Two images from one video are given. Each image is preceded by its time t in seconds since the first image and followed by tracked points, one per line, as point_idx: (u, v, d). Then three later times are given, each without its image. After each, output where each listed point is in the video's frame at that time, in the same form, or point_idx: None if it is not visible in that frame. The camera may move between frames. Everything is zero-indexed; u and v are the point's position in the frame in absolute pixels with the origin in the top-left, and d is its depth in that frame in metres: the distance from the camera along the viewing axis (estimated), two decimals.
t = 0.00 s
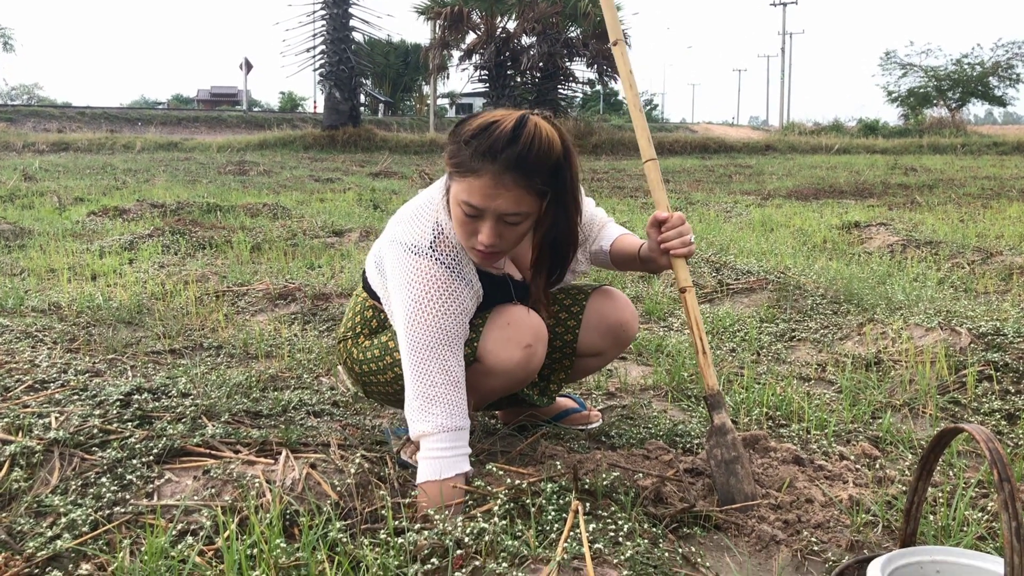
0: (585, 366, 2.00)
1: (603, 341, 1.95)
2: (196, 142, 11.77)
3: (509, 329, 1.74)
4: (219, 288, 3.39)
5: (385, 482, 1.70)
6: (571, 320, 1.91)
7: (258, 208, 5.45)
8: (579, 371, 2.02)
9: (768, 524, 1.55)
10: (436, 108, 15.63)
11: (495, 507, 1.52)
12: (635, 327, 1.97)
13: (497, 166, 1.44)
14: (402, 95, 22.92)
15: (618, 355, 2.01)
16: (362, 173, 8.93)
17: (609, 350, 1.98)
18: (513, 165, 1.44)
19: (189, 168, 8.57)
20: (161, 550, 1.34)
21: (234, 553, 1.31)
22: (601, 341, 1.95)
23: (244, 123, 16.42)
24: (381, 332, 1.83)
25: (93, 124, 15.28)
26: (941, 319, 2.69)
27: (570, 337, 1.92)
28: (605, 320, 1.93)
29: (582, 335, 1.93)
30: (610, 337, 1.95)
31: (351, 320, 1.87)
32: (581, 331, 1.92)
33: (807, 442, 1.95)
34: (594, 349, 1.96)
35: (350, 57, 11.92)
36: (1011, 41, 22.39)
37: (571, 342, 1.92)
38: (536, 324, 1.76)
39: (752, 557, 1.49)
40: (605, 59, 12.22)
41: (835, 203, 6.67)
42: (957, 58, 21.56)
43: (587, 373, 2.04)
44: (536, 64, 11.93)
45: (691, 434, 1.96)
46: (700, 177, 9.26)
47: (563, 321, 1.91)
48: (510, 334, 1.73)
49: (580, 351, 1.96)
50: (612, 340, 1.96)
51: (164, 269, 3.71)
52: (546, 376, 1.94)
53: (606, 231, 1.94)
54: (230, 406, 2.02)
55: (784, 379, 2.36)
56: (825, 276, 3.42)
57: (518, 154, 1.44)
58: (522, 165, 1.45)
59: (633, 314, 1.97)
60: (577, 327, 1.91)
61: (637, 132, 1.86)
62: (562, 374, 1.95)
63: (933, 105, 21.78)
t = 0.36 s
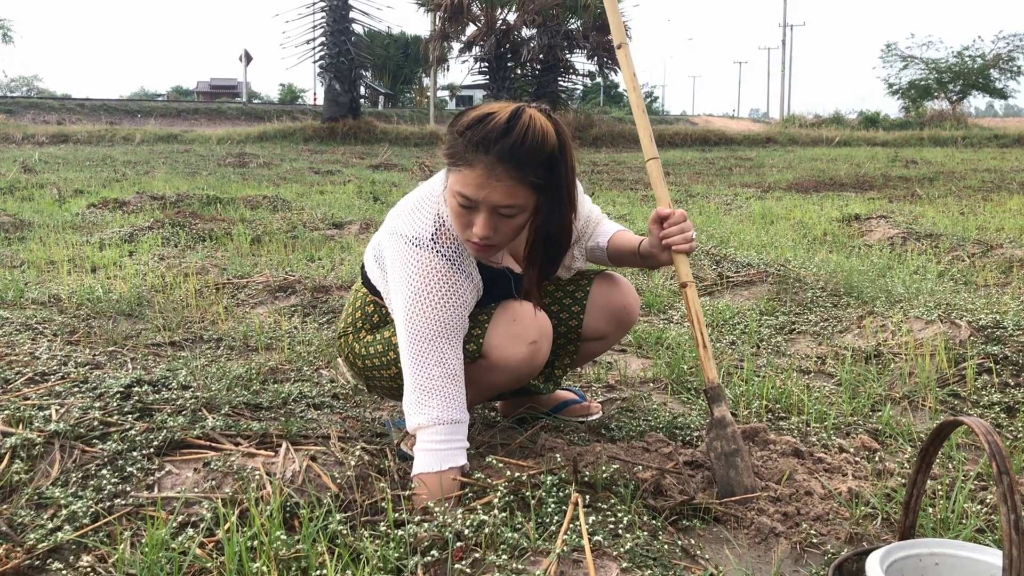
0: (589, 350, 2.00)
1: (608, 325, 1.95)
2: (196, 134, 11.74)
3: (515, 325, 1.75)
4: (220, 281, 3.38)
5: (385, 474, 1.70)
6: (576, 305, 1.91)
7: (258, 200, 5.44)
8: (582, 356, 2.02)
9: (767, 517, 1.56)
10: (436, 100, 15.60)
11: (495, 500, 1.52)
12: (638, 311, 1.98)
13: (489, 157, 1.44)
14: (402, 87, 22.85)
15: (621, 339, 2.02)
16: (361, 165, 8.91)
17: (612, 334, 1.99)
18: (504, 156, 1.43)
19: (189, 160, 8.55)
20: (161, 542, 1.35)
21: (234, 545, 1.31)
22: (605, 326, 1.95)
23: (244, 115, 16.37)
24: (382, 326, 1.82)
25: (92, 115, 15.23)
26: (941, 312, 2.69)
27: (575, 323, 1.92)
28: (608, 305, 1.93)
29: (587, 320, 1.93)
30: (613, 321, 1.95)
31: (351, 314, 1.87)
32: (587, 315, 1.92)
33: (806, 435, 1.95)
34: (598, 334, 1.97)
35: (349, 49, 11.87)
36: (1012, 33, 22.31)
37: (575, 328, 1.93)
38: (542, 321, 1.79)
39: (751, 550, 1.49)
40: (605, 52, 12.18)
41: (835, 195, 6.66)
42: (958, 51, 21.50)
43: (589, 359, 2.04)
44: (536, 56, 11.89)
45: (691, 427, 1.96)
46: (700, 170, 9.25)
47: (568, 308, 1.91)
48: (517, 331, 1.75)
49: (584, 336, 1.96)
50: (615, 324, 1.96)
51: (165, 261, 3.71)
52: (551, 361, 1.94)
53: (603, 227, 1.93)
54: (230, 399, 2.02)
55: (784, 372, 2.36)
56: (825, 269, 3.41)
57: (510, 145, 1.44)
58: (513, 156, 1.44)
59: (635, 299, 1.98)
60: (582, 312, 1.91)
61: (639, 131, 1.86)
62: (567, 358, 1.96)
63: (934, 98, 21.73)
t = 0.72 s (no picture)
0: (586, 352, 2.00)
1: (604, 327, 1.95)
2: (194, 132, 11.72)
3: (512, 325, 1.74)
4: (218, 278, 3.38)
5: (383, 472, 1.70)
6: (573, 308, 1.90)
7: (257, 198, 5.43)
8: (579, 358, 2.02)
9: (765, 515, 1.56)
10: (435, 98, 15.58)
11: (493, 498, 1.52)
12: (634, 314, 1.97)
13: (507, 188, 1.41)
14: (400, 85, 22.83)
15: (619, 340, 2.01)
16: (360, 163, 8.90)
17: (609, 337, 1.98)
18: (522, 187, 1.42)
19: (187, 158, 8.53)
20: (160, 540, 1.35)
21: (232, 542, 1.32)
22: (602, 329, 1.95)
23: (242, 113, 16.34)
24: (378, 325, 1.82)
25: (90, 113, 15.19)
26: (939, 311, 2.69)
27: (572, 325, 1.91)
28: (605, 308, 1.93)
29: (584, 323, 1.92)
30: (610, 325, 1.95)
31: (346, 312, 1.86)
32: (583, 318, 1.92)
33: (804, 433, 1.96)
34: (595, 336, 1.96)
35: (348, 47, 11.84)
36: (1011, 32, 22.32)
37: (572, 330, 1.92)
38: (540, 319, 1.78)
39: (749, 548, 1.49)
40: (604, 50, 12.16)
41: (834, 194, 6.65)
42: (956, 50, 21.51)
43: (587, 360, 2.04)
44: (535, 54, 11.89)
45: (689, 425, 1.96)
46: (699, 168, 9.25)
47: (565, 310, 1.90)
48: (514, 330, 1.74)
49: (581, 339, 1.96)
50: (612, 326, 1.96)
51: (163, 259, 3.70)
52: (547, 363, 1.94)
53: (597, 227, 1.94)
54: (228, 397, 2.01)
55: (783, 370, 2.36)
56: (823, 268, 3.42)
57: (529, 177, 1.42)
58: (531, 188, 1.43)
59: (631, 302, 1.97)
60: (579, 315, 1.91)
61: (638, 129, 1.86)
62: (564, 361, 1.96)
63: (932, 96, 21.73)
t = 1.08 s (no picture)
0: (585, 353, 2.00)
1: (604, 329, 1.95)
2: (193, 130, 11.70)
3: (508, 324, 1.75)
4: (216, 277, 3.38)
5: (382, 471, 1.70)
6: (574, 309, 1.90)
7: (255, 197, 5.43)
8: (578, 359, 2.02)
9: (764, 513, 1.56)
10: (434, 96, 15.57)
11: (491, 496, 1.52)
12: (635, 315, 1.97)
13: (507, 206, 1.40)
14: (399, 83, 22.82)
15: (619, 342, 2.01)
16: (359, 162, 8.89)
17: (609, 338, 1.98)
18: (523, 206, 1.41)
19: (186, 156, 8.52)
20: (158, 538, 1.35)
21: (231, 540, 1.31)
22: (602, 330, 1.95)
23: (240, 111, 16.31)
24: (376, 322, 1.82)
25: (89, 111, 15.17)
26: (937, 309, 2.70)
27: (572, 327, 1.91)
28: (606, 309, 1.92)
29: (584, 324, 1.93)
30: (610, 325, 1.95)
31: (345, 310, 1.86)
32: (583, 319, 1.92)
33: (803, 432, 1.96)
34: (595, 338, 1.96)
35: (347, 45, 11.82)
36: (1009, 31, 22.34)
37: (572, 331, 1.92)
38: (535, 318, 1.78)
39: (748, 546, 1.49)
40: (603, 48, 12.16)
41: (832, 194, 6.65)
42: (955, 49, 21.53)
43: (587, 361, 2.04)
44: (534, 52, 11.89)
45: (687, 424, 1.96)
46: (697, 167, 9.25)
47: (565, 312, 1.91)
48: (509, 329, 1.74)
49: (581, 340, 1.96)
50: (612, 328, 1.95)
51: (161, 257, 3.69)
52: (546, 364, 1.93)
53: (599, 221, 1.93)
54: (226, 395, 2.01)
55: (781, 368, 2.36)
56: (822, 267, 3.41)
57: (529, 196, 1.41)
58: (531, 206, 1.42)
59: (632, 303, 1.96)
60: (578, 316, 1.91)
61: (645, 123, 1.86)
62: (562, 362, 1.96)
63: (930, 95, 21.74)
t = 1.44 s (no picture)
0: (589, 357, 2.00)
1: (608, 332, 1.95)
2: (193, 128, 11.70)
3: (506, 322, 1.75)
4: (216, 275, 3.38)
5: (381, 469, 1.70)
6: (579, 311, 1.90)
7: (256, 195, 5.43)
8: (582, 362, 2.01)
9: (764, 511, 1.56)
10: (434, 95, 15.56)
11: (491, 494, 1.52)
12: (639, 319, 1.96)
13: (506, 217, 1.39)
14: (399, 81, 22.81)
15: (623, 347, 2.01)
16: (359, 160, 8.88)
17: (612, 342, 1.98)
18: (522, 215, 1.39)
19: (186, 155, 8.52)
20: (158, 536, 1.35)
21: (230, 538, 1.31)
22: (606, 333, 1.95)
23: (240, 109, 16.30)
24: (377, 317, 1.82)
25: (89, 110, 15.16)
26: (937, 308, 2.69)
27: (576, 329, 1.91)
28: (609, 310, 1.92)
29: (588, 326, 1.92)
30: (614, 328, 1.94)
31: (346, 304, 1.86)
32: (588, 321, 1.92)
33: (803, 430, 1.96)
34: (599, 341, 1.96)
35: (347, 44, 11.81)
36: (1010, 30, 22.32)
37: (576, 333, 1.92)
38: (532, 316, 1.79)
39: (748, 545, 1.49)
40: (603, 47, 12.16)
41: (832, 192, 6.65)
42: (955, 47, 21.51)
43: (590, 364, 2.03)
44: (534, 51, 11.87)
45: (687, 422, 1.96)
46: (697, 165, 9.25)
47: (570, 312, 1.90)
48: (507, 327, 1.75)
49: (585, 343, 1.96)
50: (616, 331, 1.95)
51: (161, 256, 3.69)
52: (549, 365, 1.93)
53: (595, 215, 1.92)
54: (226, 393, 2.01)
55: (781, 367, 2.36)
56: (822, 265, 3.41)
57: (529, 202, 1.39)
58: (531, 214, 1.40)
59: (637, 301, 1.95)
60: (584, 318, 1.91)
61: (642, 119, 1.86)
62: (565, 364, 1.96)
63: (930, 94, 21.74)
